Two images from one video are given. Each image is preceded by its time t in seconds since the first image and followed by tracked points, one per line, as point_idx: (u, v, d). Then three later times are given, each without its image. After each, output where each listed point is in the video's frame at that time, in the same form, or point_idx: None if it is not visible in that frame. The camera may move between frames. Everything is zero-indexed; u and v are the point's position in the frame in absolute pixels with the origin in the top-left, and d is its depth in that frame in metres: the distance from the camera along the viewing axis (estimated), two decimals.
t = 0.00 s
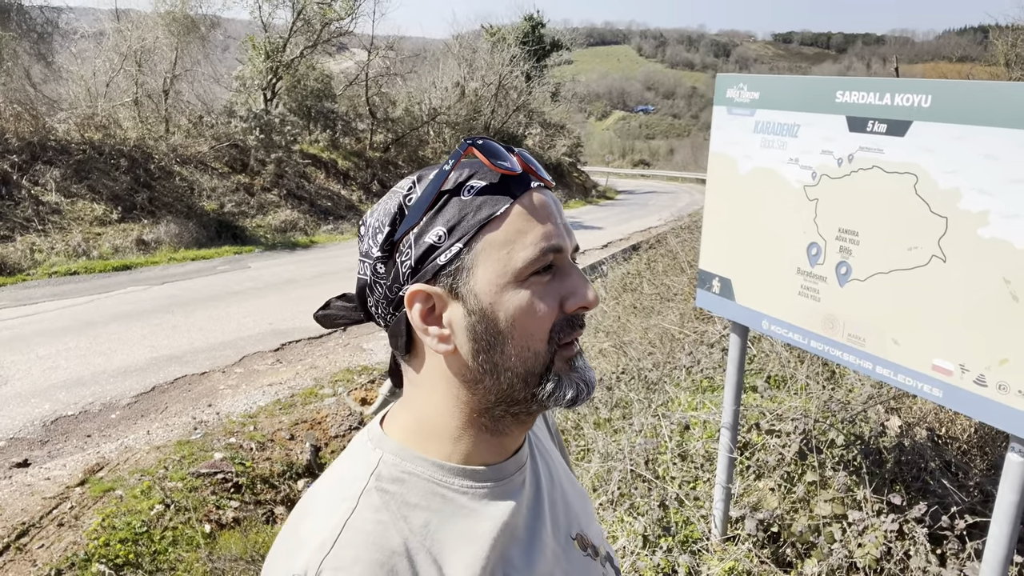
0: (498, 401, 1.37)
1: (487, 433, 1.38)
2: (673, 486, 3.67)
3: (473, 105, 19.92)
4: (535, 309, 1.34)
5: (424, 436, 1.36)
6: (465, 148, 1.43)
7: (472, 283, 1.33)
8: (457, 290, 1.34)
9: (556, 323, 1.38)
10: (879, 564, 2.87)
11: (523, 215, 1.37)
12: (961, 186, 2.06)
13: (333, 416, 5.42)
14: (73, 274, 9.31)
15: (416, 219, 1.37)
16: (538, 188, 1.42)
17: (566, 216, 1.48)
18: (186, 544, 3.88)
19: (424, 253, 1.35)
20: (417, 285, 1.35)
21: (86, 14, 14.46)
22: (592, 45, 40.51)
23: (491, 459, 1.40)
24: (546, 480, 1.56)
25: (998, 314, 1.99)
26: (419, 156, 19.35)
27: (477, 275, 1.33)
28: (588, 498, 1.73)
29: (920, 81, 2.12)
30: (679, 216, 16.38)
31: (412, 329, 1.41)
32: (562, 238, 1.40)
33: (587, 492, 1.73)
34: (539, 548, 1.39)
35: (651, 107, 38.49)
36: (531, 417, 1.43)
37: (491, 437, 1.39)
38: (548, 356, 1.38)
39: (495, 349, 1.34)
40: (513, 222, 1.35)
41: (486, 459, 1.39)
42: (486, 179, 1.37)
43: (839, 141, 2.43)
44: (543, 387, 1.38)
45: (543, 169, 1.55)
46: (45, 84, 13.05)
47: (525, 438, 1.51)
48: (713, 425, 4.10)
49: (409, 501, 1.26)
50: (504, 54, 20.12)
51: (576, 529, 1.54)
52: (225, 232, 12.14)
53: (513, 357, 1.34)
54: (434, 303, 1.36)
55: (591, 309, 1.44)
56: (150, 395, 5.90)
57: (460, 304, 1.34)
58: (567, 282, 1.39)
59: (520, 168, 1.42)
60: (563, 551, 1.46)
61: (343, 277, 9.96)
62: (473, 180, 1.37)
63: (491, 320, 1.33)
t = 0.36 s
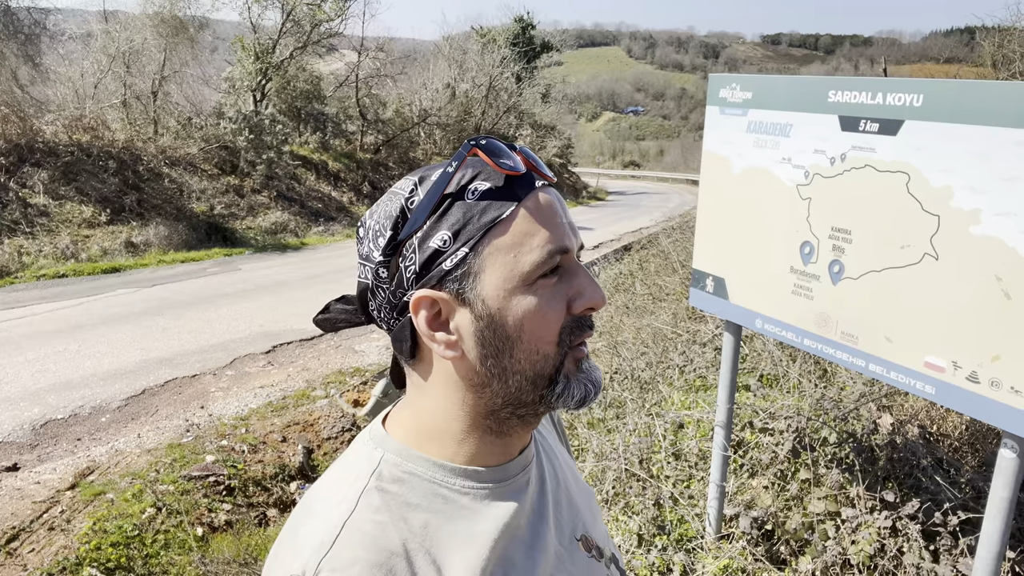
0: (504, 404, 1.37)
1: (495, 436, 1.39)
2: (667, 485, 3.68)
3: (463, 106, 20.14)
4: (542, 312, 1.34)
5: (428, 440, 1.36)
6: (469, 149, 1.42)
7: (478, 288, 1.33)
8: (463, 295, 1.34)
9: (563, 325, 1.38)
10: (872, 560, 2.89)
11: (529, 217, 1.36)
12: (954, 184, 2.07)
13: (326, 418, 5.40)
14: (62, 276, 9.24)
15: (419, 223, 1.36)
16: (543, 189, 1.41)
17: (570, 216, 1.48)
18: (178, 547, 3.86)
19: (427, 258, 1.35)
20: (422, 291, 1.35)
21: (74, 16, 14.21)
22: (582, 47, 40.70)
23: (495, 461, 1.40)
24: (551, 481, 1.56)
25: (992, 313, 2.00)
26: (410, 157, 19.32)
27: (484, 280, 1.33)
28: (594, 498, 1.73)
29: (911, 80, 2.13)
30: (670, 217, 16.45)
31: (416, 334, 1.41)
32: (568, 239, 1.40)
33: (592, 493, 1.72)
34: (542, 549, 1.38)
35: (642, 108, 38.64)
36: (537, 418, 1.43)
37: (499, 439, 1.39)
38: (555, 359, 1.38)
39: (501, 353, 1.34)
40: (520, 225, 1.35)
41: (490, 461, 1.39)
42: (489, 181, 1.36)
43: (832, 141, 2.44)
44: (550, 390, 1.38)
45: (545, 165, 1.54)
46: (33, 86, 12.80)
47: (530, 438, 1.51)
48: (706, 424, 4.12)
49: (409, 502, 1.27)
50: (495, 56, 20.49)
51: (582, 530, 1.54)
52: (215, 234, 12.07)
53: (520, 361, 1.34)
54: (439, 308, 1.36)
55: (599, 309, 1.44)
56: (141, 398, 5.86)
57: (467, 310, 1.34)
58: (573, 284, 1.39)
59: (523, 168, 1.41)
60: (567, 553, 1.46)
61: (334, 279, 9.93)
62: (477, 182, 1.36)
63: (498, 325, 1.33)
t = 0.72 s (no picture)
0: (501, 411, 1.36)
1: (490, 444, 1.38)
2: (662, 483, 3.68)
3: (454, 104, 20.25)
4: (541, 319, 1.33)
5: (422, 446, 1.34)
6: (469, 151, 1.40)
7: (476, 295, 1.32)
8: (460, 301, 1.33)
9: (563, 333, 1.37)
10: (868, 557, 2.90)
11: (529, 222, 1.34)
12: (949, 181, 2.07)
13: (319, 417, 5.36)
14: (52, 276, 9.16)
15: (416, 226, 1.35)
16: (545, 194, 1.40)
17: (572, 221, 1.46)
18: (171, 549, 3.83)
19: (424, 262, 1.33)
20: (418, 296, 1.34)
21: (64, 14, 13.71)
22: (573, 44, 40.76)
23: (491, 468, 1.39)
24: (553, 491, 1.54)
25: (988, 312, 2.00)
26: (401, 155, 19.26)
27: (481, 287, 1.31)
28: (599, 508, 1.71)
29: (906, 78, 2.14)
30: (662, 213, 16.49)
31: (412, 339, 1.40)
32: (569, 246, 1.39)
33: (597, 503, 1.70)
34: (540, 559, 1.37)
35: (633, 105, 38.69)
36: (535, 425, 1.42)
37: (495, 447, 1.38)
38: (554, 368, 1.37)
39: (500, 361, 1.33)
40: (520, 231, 1.33)
41: (486, 468, 1.38)
42: (490, 185, 1.35)
43: (826, 138, 2.44)
44: (549, 399, 1.37)
45: (547, 168, 1.53)
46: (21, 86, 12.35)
47: (529, 446, 1.50)
48: (701, 421, 4.12)
49: (398, 508, 1.25)
50: (486, 53, 20.56)
51: (583, 541, 1.52)
52: (206, 233, 12.01)
53: (519, 369, 1.33)
54: (435, 313, 1.35)
55: (599, 317, 1.43)
56: (132, 399, 5.82)
57: (463, 317, 1.33)
58: (573, 291, 1.38)
59: (524, 172, 1.40)
60: (566, 565, 1.44)
61: (327, 278, 9.89)
62: (476, 186, 1.34)
63: (496, 332, 1.32)
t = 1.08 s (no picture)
0: (501, 411, 1.35)
1: (490, 443, 1.37)
2: (660, 480, 3.69)
3: (449, 102, 20.21)
4: (541, 318, 1.32)
5: (422, 445, 1.34)
6: (467, 148, 1.40)
7: (475, 294, 1.31)
8: (459, 300, 1.32)
9: (563, 332, 1.36)
10: (865, 552, 2.92)
11: (528, 221, 1.34)
12: (944, 176, 2.08)
13: (315, 416, 5.35)
14: (46, 277, 9.13)
15: (414, 225, 1.34)
16: (544, 191, 1.39)
17: (571, 218, 1.46)
18: (168, 549, 3.83)
19: (422, 261, 1.33)
20: (417, 295, 1.34)
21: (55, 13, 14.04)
22: (568, 42, 40.75)
23: (492, 467, 1.38)
24: (554, 491, 1.54)
25: (983, 307, 2.01)
26: (396, 153, 19.23)
27: (480, 286, 1.31)
28: (600, 507, 1.70)
29: (901, 74, 2.14)
30: (657, 211, 16.51)
31: (411, 339, 1.40)
32: (568, 245, 1.38)
33: (598, 502, 1.70)
34: (541, 559, 1.36)
35: (628, 103, 38.67)
36: (535, 425, 1.42)
37: (495, 446, 1.38)
38: (554, 367, 1.36)
39: (498, 360, 1.32)
40: (519, 229, 1.33)
41: (486, 467, 1.37)
42: (488, 183, 1.34)
43: (821, 134, 2.45)
44: (550, 397, 1.37)
45: (548, 165, 1.52)
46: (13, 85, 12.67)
47: (530, 445, 1.50)
48: (698, 418, 4.12)
49: (398, 509, 1.25)
50: (480, 51, 20.54)
51: (584, 542, 1.52)
52: (201, 233, 11.98)
53: (519, 368, 1.33)
54: (434, 313, 1.34)
55: (600, 316, 1.42)
56: (128, 399, 5.80)
57: (462, 315, 1.32)
58: (573, 289, 1.37)
59: (523, 170, 1.39)
60: (567, 565, 1.44)
61: (322, 277, 9.87)
62: (475, 183, 1.34)
63: (495, 331, 1.31)
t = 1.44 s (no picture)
0: (504, 408, 1.36)
1: (495, 438, 1.38)
2: (658, 478, 3.70)
3: (445, 103, 20.19)
4: (543, 316, 1.33)
5: (426, 440, 1.35)
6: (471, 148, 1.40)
7: (478, 292, 1.32)
8: (463, 299, 1.33)
9: (565, 330, 1.37)
10: (863, 548, 2.94)
11: (530, 220, 1.35)
12: (939, 174, 2.09)
13: (314, 418, 5.35)
14: (42, 280, 9.11)
15: (418, 224, 1.35)
16: (547, 190, 1.40)
17: (573, 217, 1.46)
18: (167, 552, 3.83)
19: (426, 260, 1.33)
20: (421, 294, 1.34)
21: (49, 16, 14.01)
22: (563, 43, 40.76)
23: (497, 462, 1.39)
24: (555, 487, 1.55)
25: (978, 302, 2.02)
26: (392, 155, 19.23)
27: (483, 284, 1.32)
28: (601, 504, 1.71)
29: (896, 72, 2.15)
30: (653, 211, 16.54)
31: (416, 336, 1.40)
32: (570, 244, 1.39)
33: (599, 499, 1.70)
34: (543, 553, 1.37)
35: (623, 103, 38.69)
36: (538, 421, 1.43)
37: (499, 442, 1.39)
38: (557, 364, 1.37)
39: (501, 358, 1.33)
40: (522, 229, 1.34)
41: (491, 462, 1.38)
42: (492, 182, 1.35)
43: (816, 133, 2.46)
44: (552, 394, 1.38)
45: (549, 165, 1.53)
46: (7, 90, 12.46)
47: (533, 442, 1.50)
48: (696, 416, 4.13)
49: (405, 503, 1.26)
50: (476, 52, 20.53)
51: (586, 537, 1.52)
52: (197, 236, 11.96)
53: (522, 366, 1.34)
54: (438, 311, 1.35)
55: (601, 313, 1.43)
56: (125, 402, 5.79)
57: (466, 314, 1.33)
58: (575, 287, 1.38)
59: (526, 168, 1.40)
60: (569, 560, 1.44)
61: (319, 279, 9.86)
62: (478, 183, 1.35)
63: (498, 330, 1.32)
